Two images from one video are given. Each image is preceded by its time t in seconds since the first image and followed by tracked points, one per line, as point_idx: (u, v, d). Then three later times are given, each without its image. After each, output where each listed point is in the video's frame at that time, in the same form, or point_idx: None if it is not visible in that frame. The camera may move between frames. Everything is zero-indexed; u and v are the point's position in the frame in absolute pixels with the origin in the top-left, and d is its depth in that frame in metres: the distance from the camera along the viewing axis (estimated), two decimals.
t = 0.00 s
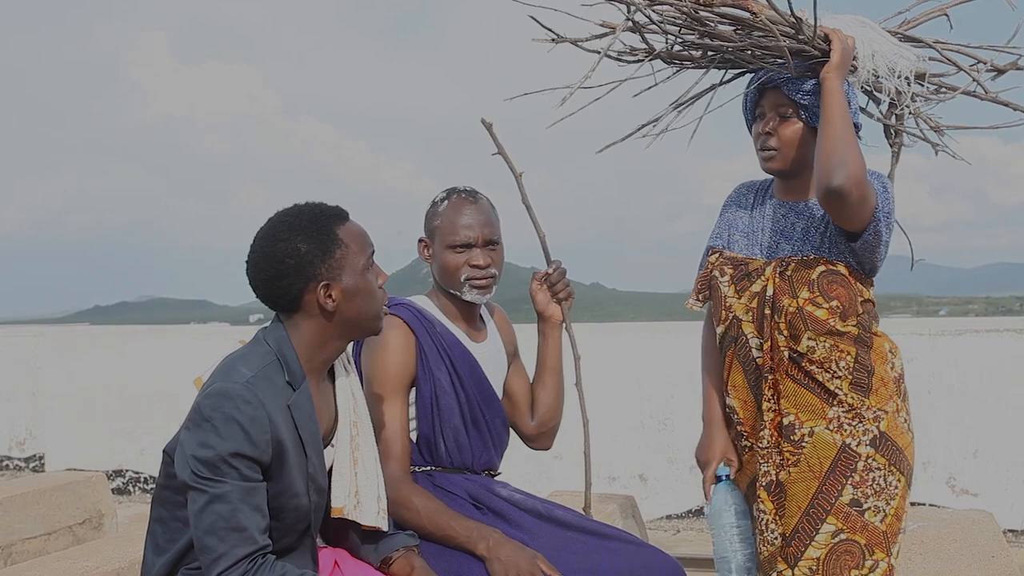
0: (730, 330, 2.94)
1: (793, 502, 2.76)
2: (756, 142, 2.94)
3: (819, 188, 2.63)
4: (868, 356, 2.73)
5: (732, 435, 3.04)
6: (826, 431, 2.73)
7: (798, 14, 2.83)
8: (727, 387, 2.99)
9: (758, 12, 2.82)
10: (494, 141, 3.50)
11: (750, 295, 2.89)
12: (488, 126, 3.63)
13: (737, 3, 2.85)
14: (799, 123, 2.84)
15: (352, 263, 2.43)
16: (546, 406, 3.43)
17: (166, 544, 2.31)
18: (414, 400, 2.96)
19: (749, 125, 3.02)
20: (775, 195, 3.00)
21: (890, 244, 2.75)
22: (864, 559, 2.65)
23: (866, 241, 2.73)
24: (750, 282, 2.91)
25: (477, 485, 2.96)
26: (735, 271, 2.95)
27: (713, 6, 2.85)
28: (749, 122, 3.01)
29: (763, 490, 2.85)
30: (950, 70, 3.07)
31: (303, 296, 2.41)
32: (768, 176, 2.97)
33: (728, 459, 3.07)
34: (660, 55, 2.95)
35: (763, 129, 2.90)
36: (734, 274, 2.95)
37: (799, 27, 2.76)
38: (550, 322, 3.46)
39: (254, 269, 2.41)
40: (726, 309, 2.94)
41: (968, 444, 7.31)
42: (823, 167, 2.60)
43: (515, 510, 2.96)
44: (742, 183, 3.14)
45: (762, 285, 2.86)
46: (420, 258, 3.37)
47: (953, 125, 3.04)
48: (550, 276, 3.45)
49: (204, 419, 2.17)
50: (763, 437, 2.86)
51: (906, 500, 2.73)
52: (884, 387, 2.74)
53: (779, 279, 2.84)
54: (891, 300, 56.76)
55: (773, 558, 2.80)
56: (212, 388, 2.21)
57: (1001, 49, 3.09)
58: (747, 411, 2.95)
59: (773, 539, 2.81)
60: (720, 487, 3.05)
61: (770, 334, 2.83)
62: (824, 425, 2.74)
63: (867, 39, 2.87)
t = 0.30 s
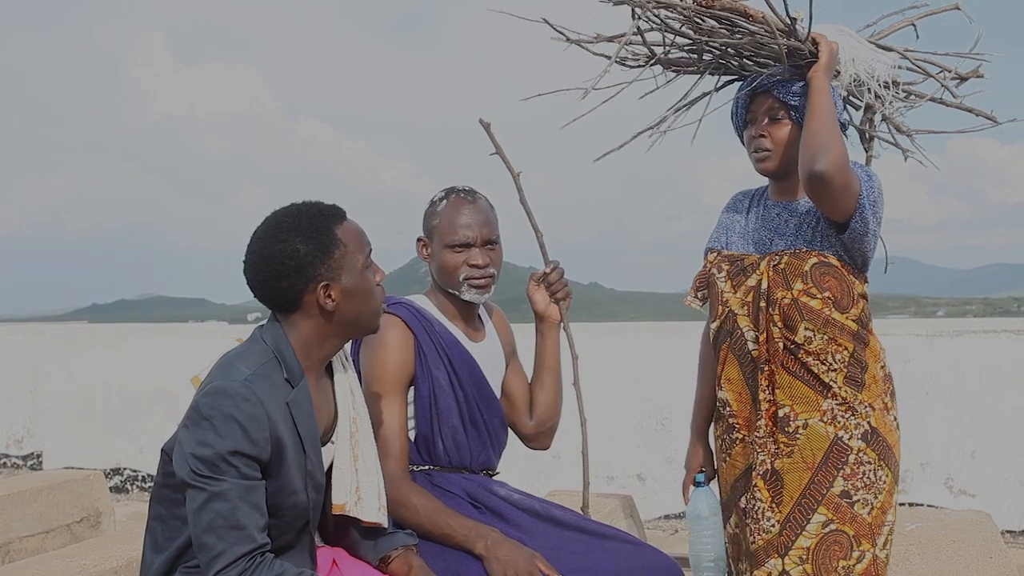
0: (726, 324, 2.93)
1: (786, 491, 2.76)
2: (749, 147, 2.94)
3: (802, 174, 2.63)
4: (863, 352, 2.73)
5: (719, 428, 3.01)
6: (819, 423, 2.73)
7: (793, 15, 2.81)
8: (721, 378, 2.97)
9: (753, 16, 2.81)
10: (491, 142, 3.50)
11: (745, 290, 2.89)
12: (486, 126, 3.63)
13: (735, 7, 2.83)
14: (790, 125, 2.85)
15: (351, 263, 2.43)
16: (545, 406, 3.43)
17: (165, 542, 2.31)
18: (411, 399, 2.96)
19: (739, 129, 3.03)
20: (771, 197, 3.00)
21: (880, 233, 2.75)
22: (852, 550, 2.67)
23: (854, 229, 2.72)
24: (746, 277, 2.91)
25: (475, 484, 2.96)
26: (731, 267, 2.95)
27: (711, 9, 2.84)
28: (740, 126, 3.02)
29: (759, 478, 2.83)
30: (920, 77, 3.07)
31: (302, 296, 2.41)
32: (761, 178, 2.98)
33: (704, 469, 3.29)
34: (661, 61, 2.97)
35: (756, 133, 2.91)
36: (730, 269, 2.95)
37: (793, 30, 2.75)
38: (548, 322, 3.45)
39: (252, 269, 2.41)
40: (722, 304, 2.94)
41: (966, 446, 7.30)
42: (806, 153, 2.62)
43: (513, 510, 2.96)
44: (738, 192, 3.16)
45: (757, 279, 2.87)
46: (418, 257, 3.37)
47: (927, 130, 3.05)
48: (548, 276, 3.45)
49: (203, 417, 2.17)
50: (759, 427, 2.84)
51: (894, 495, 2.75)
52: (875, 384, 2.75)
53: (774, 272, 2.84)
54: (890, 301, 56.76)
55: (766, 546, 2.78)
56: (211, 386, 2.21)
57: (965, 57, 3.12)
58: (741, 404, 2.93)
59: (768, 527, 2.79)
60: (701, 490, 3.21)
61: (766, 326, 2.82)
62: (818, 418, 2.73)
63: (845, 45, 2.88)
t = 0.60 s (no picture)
0: (724, 321, 2.93)
1: (780, 486, 2.76)
2: (751, 153, 2.95)
3: (813, 177, 2.63)
4: (858, 353, 2.73)
5: (712, 422, 3.00)
6: (814, 420, 2.73)
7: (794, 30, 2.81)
8: (717, 374, 2.96)
9: (755, 33, 2.79)
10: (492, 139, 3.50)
11: (746, 287, 2.89)
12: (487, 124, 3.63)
13: (736, 24, 2.83)
14: (791, 131, 2.86)
15: (351, 261, 2.43)
16: (543, 404, 3.42)
17: (162, 541, 2.31)
18: (410, 398, 2.96)
19: (739, 133, 3.03)
20: (771, 200, 3.01)
21: (880, 238, 2.74)
22: (842, 546, 2.67)
23: (856, 233, 2.72)
24: (747, 275, 2.91)
25: (473, 483, 2.95)
26: (732, 266, 2.95)
27: (713, 29, 2.85)
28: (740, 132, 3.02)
29: (754, 472, 2.83)
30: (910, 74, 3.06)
31: (301, 294, 2.40)
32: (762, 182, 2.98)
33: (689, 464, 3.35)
34: (665, 80, 2.98)
35: (758, 139, 2.91)
36: (731, 268, 2.95)
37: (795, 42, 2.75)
38: (546, 321, 3.45)
39: (251, 267, 2.40)
40: (721, 301, 2.93)
41: (966, 446, 7.28)
42: (816, 157, 2.61)
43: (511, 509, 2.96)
44: (737, 197, 3.16)
45: (759, 276, 2.86)
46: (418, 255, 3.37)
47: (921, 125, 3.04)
48: (548, 275, 3.45)
49: (201, 416, 2.16)
50: (755, 421, 2.85)
51: (882, 493, 2.75)
52: (867, 384, 2.75)
53: (775, 270, 2.84)
54: (889, 301, 56.74)
55: (759, 539, 2.78)
56: (209, 384, 2.21)
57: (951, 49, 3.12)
58: (737, 400, 2.92)
59: (761, 520, 2.79)
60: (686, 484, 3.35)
61: (766, 323, 2.82)
62: (813, 414, 2.73)
63: (840, 49, 2.87)
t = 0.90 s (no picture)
0: (715, 322, 2.94)
1: (763, 484, 2.77)
2: (749, 156, 2.95)
3: (812, 183, 2.63)
4: (845, 356, 2.73)
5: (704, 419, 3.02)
6: (799, 420, 2.74)
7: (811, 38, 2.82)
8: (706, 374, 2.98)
9: (772, 35, 2.78)
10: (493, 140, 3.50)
11: (734, 289, 2.89)
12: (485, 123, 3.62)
13: (754, 25, 2.79)
14: (793, 138, 2.86)
15: (350, 262, 2.43)
16: (542, 404, 3.43)
17: (161, 539, 2.31)
18: (409, 396, 2.96)
19: (737, 134, 3.03)
20: (766, 203, 3.00)
21: (870, 244, 2.74)
22: (825, 545, 2.67)
23: (847, 238, 2.72)
24: (736, 277, 2.91)
25: (472, 482, 2.96)
26: (723, 267, 2.96)
27: (732, 28, 2.79)
28: (737, 132, 3.02)
29: (738, 469, 2.85)
30: (900, 89, 3.06)
31: (299, 293, 2.40)
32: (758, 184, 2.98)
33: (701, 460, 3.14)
34: (678, 75, 2.97)
35: (757, 143, 2.91)
36: (722, 269, 2.96)
37: (808, 50, 2.74)
38: (546, 321, 3.45)
39: (251, 264, 2.40)
40: (713, 303, 2.95)
41: (964, 445, 7.28)
42: (816, 162, 2.61)
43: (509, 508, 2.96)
44: (736, 197, 3.16)
45: (747, 279, 2.86)
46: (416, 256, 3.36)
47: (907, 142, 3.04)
48: (548, 275, 3.45)
49: (200, 415, 2.16)
50: (740, 420, 2.87)
51: (870, 493, 2.75)
52: (855, 386, 2.75)
53: (763, 273, 2.83)
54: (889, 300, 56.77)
55: (741, 535, 2.81)
56: (208, 384, 2.21)
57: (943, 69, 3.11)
58: (725, 399, 2.94)
59: (744, 517, 2.82)
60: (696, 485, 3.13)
61: (753, 324, 2.82)
62: (798, 415, 2.74)
63: (843, 59, 2.86)
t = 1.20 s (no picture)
0: (718, 324, 2.94)
1: (768, 488, 2.77)
2: (748, 151, 2.94)
3: (811, 179, 2.62)
4: (851, 354, 2.72)
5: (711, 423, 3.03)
6: (804, 422, 2.72)
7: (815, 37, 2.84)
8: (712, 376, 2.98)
9: (774, 30, 2.80)
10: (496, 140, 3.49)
11: (737, 290, 2.90)
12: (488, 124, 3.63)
13: (758, 20, 2.82)
14: (791, 135, 2.85)
15: (319, 264, 2.36)
16: (547, 404, 3.42)
17: (165, 538, 2.32)
18: (412, 396, 2.96)
19: (736, 131, 3.02)
20: (765, 201, 2.99)
21: (873, 241, 2.73)
22: (830, 549, 2.66)
23: (849, 236, 2.71)
24: (738, 278, 2.91)
25: (476, 482, 2.96)
26: (724, 268, 2.96)
27: (736, 22, 2.83)
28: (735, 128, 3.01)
29: (743, 473, 2.86)
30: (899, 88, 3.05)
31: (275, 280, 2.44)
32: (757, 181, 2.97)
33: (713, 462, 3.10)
34: (678, 67, 2.97)
35: (755, 139, 2.90)
36: (723, 270, 2.96)
37: (811, 47, 2.75)
38: (550, 321, 3.45)
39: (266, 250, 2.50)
40: (715, 304, 2.95)
41: (968, 444, 7.27)
42: (815, 159, 2.60)
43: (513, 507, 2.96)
44: (732, 197, 3.16)
45: (749, 279, 2.87)
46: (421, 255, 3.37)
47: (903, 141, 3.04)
48: (551, 275, 3.45)
49: (201, 413, 2.17)
50: (744, 422, 2.87)
51: (873, 495, 2.74)
52: (861, 387, 2.74)
53: (766, 273, 2.83)
54: (893, 300, 56.70)
55: (750, 538, 2.82)
56: (209, 382, 2.21)
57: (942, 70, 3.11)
58: (730, 401, 2.94)
59: (750, 520, 2.82)
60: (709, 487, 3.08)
61: (756, 325, 2.83)
62: (803, 416, 2.73)
63: (843, 56, 2.85)
